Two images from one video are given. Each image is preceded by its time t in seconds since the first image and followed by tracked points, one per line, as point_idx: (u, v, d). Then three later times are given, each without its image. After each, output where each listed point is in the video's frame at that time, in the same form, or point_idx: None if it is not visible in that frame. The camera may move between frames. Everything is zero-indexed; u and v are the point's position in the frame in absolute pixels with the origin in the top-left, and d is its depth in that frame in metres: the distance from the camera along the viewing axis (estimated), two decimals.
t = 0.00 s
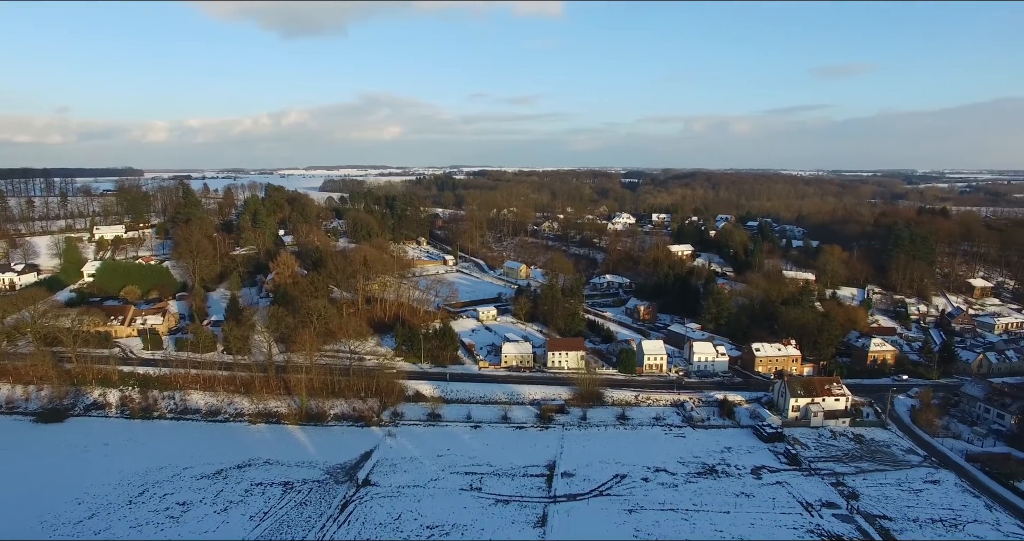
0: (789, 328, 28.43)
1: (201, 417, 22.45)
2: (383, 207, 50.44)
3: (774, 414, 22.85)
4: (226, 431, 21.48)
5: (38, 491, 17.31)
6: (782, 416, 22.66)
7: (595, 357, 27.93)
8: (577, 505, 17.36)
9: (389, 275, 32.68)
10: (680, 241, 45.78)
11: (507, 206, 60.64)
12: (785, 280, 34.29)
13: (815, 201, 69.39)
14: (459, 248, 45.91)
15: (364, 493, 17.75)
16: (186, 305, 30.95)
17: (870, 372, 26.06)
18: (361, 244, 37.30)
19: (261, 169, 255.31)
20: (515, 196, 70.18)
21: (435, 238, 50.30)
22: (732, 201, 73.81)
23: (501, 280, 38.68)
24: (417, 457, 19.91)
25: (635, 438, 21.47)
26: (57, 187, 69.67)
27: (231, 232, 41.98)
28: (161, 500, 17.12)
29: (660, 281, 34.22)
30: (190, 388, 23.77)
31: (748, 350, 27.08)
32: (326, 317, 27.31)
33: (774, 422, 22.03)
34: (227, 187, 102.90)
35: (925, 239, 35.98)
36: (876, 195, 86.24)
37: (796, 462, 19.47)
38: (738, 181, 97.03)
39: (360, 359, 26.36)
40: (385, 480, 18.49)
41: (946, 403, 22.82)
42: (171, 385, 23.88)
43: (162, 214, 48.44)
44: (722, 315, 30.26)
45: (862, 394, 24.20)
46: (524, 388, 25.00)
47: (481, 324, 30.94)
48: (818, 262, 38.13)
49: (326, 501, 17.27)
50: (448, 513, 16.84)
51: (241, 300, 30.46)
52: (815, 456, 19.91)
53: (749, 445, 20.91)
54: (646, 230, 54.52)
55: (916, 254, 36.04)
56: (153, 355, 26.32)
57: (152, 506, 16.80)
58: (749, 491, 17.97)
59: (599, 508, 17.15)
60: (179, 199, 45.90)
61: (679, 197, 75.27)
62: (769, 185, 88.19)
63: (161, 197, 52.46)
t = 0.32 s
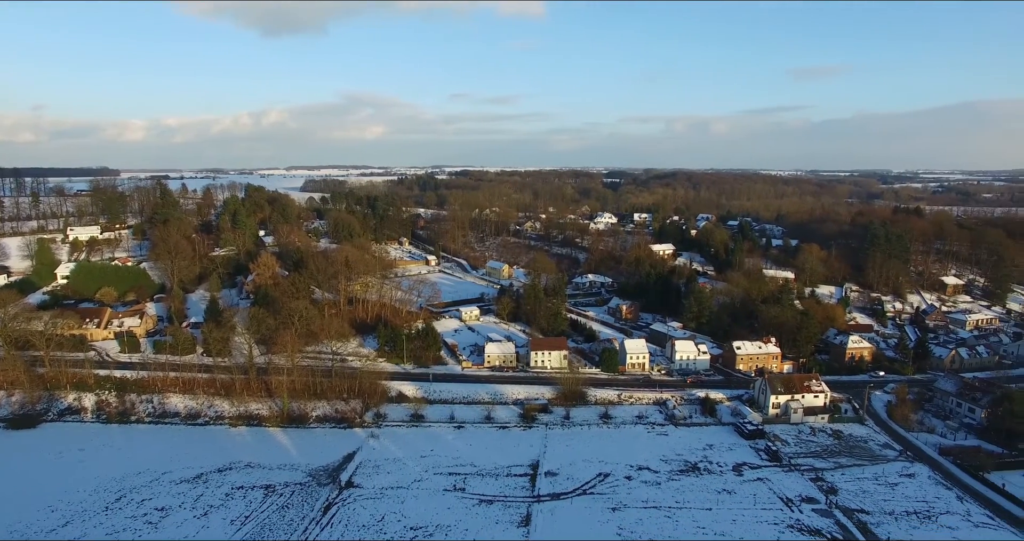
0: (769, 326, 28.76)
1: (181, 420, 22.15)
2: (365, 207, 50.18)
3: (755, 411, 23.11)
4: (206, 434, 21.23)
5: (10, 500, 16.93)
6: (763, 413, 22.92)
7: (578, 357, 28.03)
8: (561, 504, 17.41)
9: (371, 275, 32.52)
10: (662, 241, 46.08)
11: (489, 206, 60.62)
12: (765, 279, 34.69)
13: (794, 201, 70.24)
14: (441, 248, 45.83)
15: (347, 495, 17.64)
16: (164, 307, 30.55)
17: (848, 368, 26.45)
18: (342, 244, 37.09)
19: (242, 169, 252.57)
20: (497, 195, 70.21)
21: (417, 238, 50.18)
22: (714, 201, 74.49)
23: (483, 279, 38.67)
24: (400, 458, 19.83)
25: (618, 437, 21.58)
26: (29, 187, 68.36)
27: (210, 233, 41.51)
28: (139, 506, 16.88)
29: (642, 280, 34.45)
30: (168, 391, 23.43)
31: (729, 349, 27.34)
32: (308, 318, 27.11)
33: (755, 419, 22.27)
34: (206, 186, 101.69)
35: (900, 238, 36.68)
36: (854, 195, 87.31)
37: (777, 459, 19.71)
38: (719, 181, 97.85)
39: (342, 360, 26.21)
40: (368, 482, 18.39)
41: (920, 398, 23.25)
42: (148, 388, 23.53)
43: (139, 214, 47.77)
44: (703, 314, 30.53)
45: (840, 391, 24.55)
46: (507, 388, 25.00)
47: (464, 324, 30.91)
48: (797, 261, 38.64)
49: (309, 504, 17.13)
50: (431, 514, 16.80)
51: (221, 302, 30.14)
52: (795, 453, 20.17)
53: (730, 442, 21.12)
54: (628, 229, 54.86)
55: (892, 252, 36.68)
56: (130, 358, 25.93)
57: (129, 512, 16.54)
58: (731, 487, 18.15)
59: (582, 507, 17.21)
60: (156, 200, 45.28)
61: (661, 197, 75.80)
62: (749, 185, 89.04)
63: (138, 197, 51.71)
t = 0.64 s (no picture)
0: (749, 324, 29.09)
1: (159, 424, 21.84)
2: (346, 207, 49.90)
3: (736, 408, 23.35)
4: (186, 438, 20.97)
5: None
6: (744, 410, 23.16)
7: (560, 356, 28.12)
8: (544, 503, 17.45)
9: (353, 276, 32.35)
10: (644, 240, 46.39)
11: (471, 206, 60.54)
12: (745, 278, 35.07)
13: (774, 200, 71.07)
14: (423, 248, 45.72)
15: (329, 497, 17.53)
16: (142, 309, 30.11)
17: (826, 365, 26.84)
18: (323, 245, 36.85)
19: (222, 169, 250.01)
20: (479, 195, 70.19)
21: (399, 238, 50.00)
22: (695, 200, 75.15)
23: (465, 280, 38.66)
24: (383, 459, 19.74)
25: (601, 436, 21.69)
26: None
27: (188, 233, 41.00)
28: (115, 512, 16.62)
29: (624, 279, 34.65)
30: (146, 395, 23.13)
31: (710, 347, 27.60)
32: (289, 319, 26.88)
33: (736, 416, 22.50)
34: (183, 186, 100.43)
35: (876, 237, 37.35)
36: (831, 195, 88.30)
37: (757, 455, 19.96)
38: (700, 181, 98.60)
39: (323, 361, 26.03)
40: (351, 483, 18.29)
41: (896, 394, 23.68)
42: (125, 392, 23.19)
43: (114, 215, 47.03)
44: (684, 312, 30.79)
45: (819, 387, 24.91)
46: (490, 388, 25.01)
47: (446, 325, 30.85)
48: (776, 259, 39.14)
49: (291, 507, 16.99)
50: (415, 515, 16.75)
51: (200, 303, 29.78)
52: (775, 449, 20.43)
53: (712, 440, 21.33)
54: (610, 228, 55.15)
55: (868, 251, 37.32)
56: (106, 361, 25.50)
57: (106, 519, 16.28)
58: (712, 484, 18.35)
59: (566, 506, 17.27)
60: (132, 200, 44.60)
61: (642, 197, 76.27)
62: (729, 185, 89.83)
63: (113, 198, 50.91)
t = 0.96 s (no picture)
0: (728, 322, 29.42)
1: (135, 428, 21.51)
2: (327, 207, 49.56)
3: (717, 406, 23.58)
4: (163, 442, 20.66)
5: None
6: (724, 408, 23.41)
7: (542, 356, 28.19)
8: (528, 502, 17.49)
9: (333, 277, 32.15)
10: (625, 240, 46.69)
11: (453, 206, 60.44)
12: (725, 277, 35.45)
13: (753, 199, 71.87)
14: (405, 248, 45.57)
15: (311, 500, 17.40)
16: (118, 312, 29.64)
17: (805, 362, 27.24)
18: (303, 245, 36.54)
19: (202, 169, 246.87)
20: (461, 195, 70.10)
21: (380, 238, 49.79)
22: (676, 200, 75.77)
23: (447, 280, 38.62)
24: (366, 461, 19.64)
25: (584, 435, 21.79)
26: None
27: (165, 234, 40.42)
28: (90, 520, 16.32)
29: (605, 278, 34.83)
30: (122, 399, 22.78)
31: (691, 345, 27.86)
32: (269, 321, 26.63)
33: (717, 414, 22.74)
34: (160, 186, 99.02)
35: (852, 236, 37.97)
36: (809, 195, 89.45)
37: (738, 452, 20.19)
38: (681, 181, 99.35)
39: (304, 363, 25.83)
40: (333, 486, 18.16)
41: (872, 390, 24.10)
42: (100, 397, 22.81)
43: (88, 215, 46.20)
44: (665, 311, 31.03)
45: (797, 384, 25.26)
46: (473, 388, 25.00)
47: (428, 325, 30.78)
48: (756, 258, 39.62)
49: (272, 511, 16.83)
50: (398, 517, 16.67)
51: (178, 305, 29.38)
52: (755, 446, 20.68)
53: (693, 437, 21.53)
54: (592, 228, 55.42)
55: (845, 250, 37.93)
56: (81, 365, 25.05)
57: (81, 526, 15.98)
58: (694, 481, 18.51)
59: (549, 505, 17.32)
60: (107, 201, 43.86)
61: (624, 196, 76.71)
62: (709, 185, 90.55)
63: (86, 198, 50.04)
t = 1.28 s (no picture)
0: (709, 320, 29.72)
1: (112, 433, 21.17)
2: (307, 207, 49.19)
3: (698, 404, 23.79)
4: (141, 447, 20.35)
5: None
6: (706, 406, 23.63)
7: (525, 356, 28.23)
8: (511, 502, 17.51)
9: (314, 278, 31.93)
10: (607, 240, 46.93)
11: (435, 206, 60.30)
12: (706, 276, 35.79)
13: (734, 199, 72.61)
14: (386, 248, 45.38)
15: (293, 503, 17.25)
16: (93, 315, 29.15)
17: (784, 360, 27.60)
18: (284, 246, 36.23)
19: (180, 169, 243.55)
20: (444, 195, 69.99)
21: (362, 239, 49.53)
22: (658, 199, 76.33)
23: (429, 280, 38.53)
24: (348, 463, 19.52)
25: (568, 434, 21.87)
26: None
27: (142, 235, 39.85)
28: (65, 528, 16.02)
29: (588, 278, 34.97)
30: (98, 403, 22.40)
31: (673, 344, 28.08)
32: (249, 322, 26.36)
33: (698, 412, 22.94)
34: (137, 186, 97.54)
35: (830, 235, 38.55)
36: (789, 194, 90.56)
37: (719, 449, 20.39)
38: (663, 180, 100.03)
39: (285, 365, 25.60)
40: (315, 488, 18.02)
41: (849, 386, 24.49)
42: (74, 401, 22.40)
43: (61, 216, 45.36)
44: (647, 310, 31.24)
45: (777, 381, 25.58)
46: (456, 389, 24.95)
47: (410, 326, 30.68)
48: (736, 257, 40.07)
49: (253, 515, 16.66)
50: (381, 518, 16.61)
51: (155, 307, 28.97)
52: (736, 443, 20.90)
53: (675, 435, 21.71)
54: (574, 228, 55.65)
55: (823, 249, 38.50)
56: (54, 369, 24.59)
57: (55, 535, 15.69)
58: (676, 479, 18.67)
59: (533, 505, 17.36)
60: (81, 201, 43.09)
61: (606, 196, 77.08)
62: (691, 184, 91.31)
63: (60, 198, 49.13)
